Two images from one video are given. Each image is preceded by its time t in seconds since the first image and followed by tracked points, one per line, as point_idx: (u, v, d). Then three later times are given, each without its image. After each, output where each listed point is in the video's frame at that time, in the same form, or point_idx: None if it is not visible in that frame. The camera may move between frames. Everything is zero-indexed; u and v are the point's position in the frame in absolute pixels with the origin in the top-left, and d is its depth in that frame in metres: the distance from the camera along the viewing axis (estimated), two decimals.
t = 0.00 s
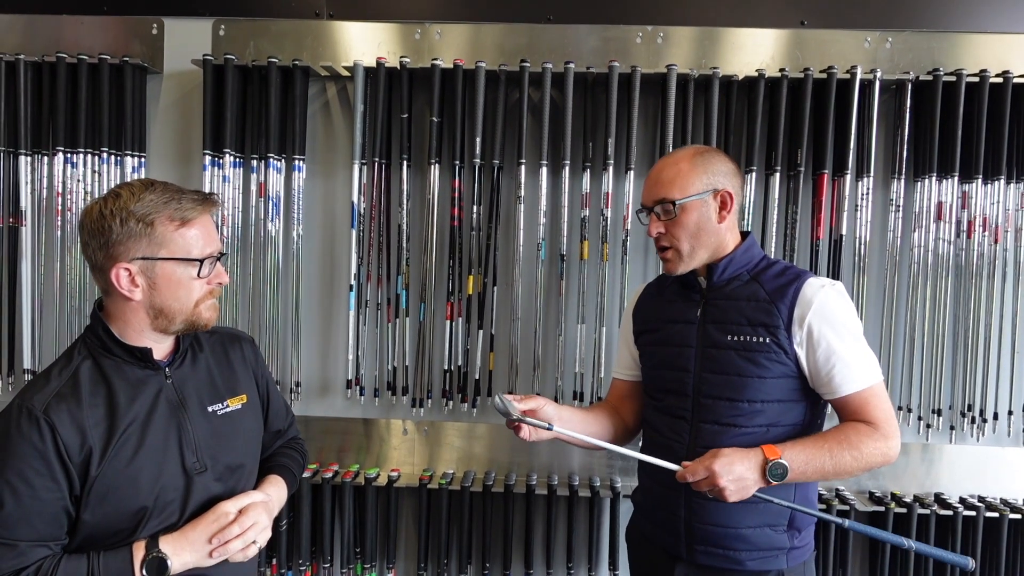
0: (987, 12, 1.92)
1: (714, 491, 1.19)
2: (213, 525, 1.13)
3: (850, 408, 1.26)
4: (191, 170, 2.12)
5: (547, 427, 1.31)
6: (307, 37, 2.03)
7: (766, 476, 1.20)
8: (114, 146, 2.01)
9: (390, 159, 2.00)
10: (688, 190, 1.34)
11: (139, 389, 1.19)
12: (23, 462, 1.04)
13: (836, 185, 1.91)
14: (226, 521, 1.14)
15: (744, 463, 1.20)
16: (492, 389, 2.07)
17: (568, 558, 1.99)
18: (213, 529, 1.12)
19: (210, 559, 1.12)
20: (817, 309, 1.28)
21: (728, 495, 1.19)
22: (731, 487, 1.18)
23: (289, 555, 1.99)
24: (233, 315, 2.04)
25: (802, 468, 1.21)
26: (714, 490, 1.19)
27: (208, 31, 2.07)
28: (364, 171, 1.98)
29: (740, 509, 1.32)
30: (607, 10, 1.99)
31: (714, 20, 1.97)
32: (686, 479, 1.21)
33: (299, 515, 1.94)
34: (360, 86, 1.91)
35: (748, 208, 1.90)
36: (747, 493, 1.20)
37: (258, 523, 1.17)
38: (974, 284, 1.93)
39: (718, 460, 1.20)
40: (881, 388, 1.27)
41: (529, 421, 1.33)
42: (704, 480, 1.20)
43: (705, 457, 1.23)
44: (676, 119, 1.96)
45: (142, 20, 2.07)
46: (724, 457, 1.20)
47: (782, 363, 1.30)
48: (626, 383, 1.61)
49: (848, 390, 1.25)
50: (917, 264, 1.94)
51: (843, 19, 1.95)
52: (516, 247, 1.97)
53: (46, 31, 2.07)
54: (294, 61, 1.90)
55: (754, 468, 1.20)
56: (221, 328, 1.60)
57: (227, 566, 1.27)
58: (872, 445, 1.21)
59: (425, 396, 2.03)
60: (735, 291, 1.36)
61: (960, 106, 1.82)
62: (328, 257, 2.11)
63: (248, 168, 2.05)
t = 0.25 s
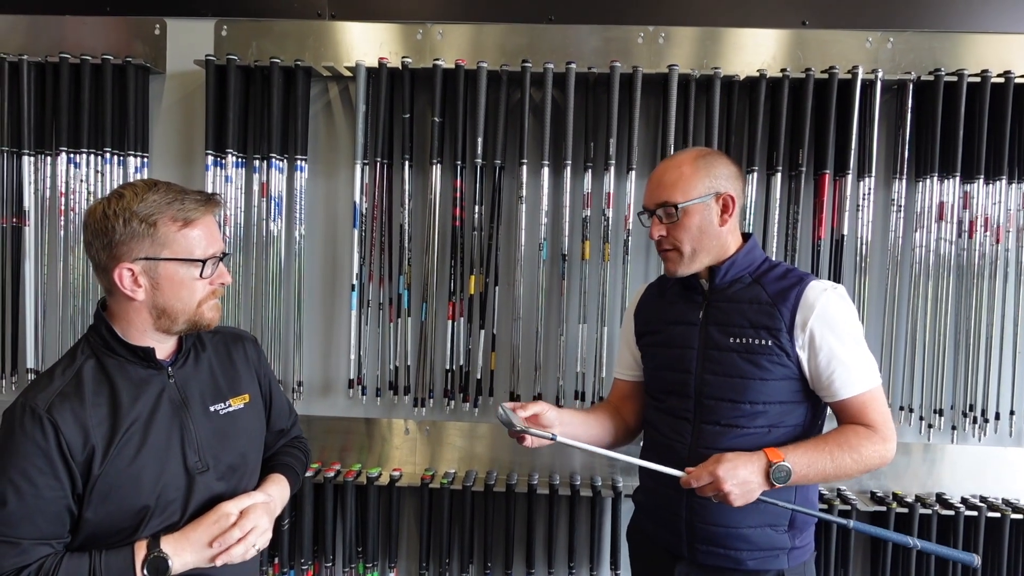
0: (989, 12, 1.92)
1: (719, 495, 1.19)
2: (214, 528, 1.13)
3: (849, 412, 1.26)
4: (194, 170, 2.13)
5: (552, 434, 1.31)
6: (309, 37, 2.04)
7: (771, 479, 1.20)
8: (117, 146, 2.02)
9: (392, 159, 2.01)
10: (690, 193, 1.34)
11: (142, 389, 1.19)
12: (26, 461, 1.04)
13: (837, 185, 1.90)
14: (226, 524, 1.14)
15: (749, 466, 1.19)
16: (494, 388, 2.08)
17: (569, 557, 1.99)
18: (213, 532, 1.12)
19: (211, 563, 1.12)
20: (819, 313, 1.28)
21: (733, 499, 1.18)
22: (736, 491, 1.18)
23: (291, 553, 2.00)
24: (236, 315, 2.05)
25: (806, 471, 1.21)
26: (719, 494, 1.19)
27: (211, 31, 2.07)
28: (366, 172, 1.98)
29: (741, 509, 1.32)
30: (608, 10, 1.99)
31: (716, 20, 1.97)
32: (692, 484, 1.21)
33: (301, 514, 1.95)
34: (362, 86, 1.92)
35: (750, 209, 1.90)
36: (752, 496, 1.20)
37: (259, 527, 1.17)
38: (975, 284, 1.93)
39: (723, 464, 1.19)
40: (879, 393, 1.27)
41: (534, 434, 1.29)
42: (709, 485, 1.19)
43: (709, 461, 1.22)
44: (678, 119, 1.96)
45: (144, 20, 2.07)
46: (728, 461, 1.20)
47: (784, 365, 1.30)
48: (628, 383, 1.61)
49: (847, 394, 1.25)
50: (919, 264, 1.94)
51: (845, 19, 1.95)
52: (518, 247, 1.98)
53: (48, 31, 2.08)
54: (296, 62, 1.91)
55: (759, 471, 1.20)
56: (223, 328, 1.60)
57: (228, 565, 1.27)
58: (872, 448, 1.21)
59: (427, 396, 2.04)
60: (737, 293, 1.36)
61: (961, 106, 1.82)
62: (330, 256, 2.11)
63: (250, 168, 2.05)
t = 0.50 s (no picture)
0: (992, 11, 1.91)
1: (726, 496, 1.19)
2: (217, 525, 1.13)
3: (856, 410, 1.26)
4: (197, 170, 2.13)
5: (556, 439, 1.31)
6: (312, 37, 2.04)
7: (778, 479, 1.19)
8: (120, 146, 2.02)
9: (394, 159, 2.01)
10: (694, 192, 1.34)
11: (146, 389, 1.19)
12: (32, 460, 1.04)
13: (840, 184, 1.90)
14: (230, 521, 1.14)
15: (754, 467, 1.20)
16: (496, 388, 2.08)
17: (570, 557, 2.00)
18: (216, 529, 1.13)
19: (215, 558, 1.12)
20: (824, 311, 1.28)
21: (741, 500, 1.18)
22: (743, 491, 1.18)
23: (294, 553, 2.00)
24: (238, 315, 2.05)
25: (813, 470, 1.21)
26: (727, 494, 1.18)
27: (214, 32, 2.08)
28: (369, 172, 2.00)
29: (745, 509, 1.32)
30: (610, 10, 1.99)
31: (718, 20, 1.97)
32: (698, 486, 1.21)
33: (303, 514, 1.95)
34: (365, 86, 1.92)
35: (752, 208, 1.90)
36: (760, 497, 1.19)
37: (262, 524, 1.17)
38: (978, 284, 1.93)
39: (729, 464, 1.20)
40: (887, 390, 1.27)
41: (537, 438, 1.30)
42: (716, 486, 1.19)
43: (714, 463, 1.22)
44: (680, 119, 1.97)
45: (147, 21, 2.08)
46: (734, 461, 1.20)
47: (788, 364, 1.30)
48: (632, 383, 1.61)
49: (854, 392, 1.25)
50: (921, 264, 1.93)
51: (847, 18, 1.95)
52: (520, 246, 1.98)
53: (52, 32, 2.09)
54: (299, 62, 1.91)
55: (765, 471, 1.20)
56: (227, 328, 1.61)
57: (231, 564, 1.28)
58: (880, 446, 1.21)
59: (429, 396, 2.04)
60: (741, 292, 1.36)
61: (964, 106, 1.82)
62: (333, 257, 2.12)
63: (253, 168, 2.06)
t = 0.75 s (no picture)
0: (995, 10, 1.91)
1: (732, 496, 1.19)
2: (222, 522, 1.13)
3: (862, 409, 1.26)
4: (199, 170, 2.13)
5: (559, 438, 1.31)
6: (314, 37, 2.04)
7: (783, 479, 1.19)
8: (122, 146, 2.02)
9: (396, 158, 2.01)
10: (699, 190, 1.34)
11: (150, 389, 1.19)
12: (36, 460, 1.04)
13: (842, 183, 1.90)
14: (234, 518, 1.14)
15: (760, 467, 1.19)
16: (498, 388, 2.08)
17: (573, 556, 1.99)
18: (221, 526, 1.13)
19: (220, 555, 1.13)
20: (828, 309, 1.28)
21: (747, 500, 1.18)
22: (749, 491, 1.18)
23: (296, 553, 2.00)
24: (240, 315, 2.05)
25: (818, 470, 1.21)
26: (732, 495, 1.18)
27: (216, 32, 2.08)
28: (370, 171, 2.01)
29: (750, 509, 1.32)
30: (612, 9, 1.99)
31: (720, 19, 1.97)
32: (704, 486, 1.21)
33: (305, 514, 1.95)
34: (367, 86, 1.92)
35: (754, 207, 1.90)
36: (766, 497, 1.19)
37: (267, 521, 1.17)
38: (981, 283, 1.92)
39: (734, 464, 1.19)
40: (891, 388, 1.27)
41: (540, 438, 1.30)
42: (722, 486, 1.19)
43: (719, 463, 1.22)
44: (682, 118, 1.96)
45: (149, 21, 2.08)
46: (739, 461, 1.20)
47: (793, 363, 1.30)
48: (635, 383, 1.61)
49: (859, 390, 1.25)
50: (924, 263, 1.93)
51: (850, 17, 1.94)
52: (521, 246, 1.98)
53: (54, 32, 2.09)
54: (301, 62, 1.92)
55: (771, 471, 1.20)
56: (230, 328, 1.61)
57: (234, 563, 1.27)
58: (886, 446, 1.21)
59: (431, 395, 2.04)
60: (745, 291, 1.36)
61: (966, 104, 1.81)
62: (334, 256, 2.12)
63: (254, 168, 2.06)
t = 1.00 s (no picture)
0: (996, 7, 1.90)
1: (734, 494, 1.19)
2: (226, 524, 1.13)
3: (866, 407, 1.25)
4: (199, 170, 2.13)
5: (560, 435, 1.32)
6: (314, 36, 2.04)
7: (785, 478, 1.19)
8: (122, 145, 2.02)
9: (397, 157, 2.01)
10: (702, 187, 1.33)
11: (152, 388, 1.19)
12: (39, 459, 1.04)
13: (844, 181, 1.89)
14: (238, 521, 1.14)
15: (761, 465, 1.19)
16: (500, 387, 2.08)
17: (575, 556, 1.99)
18: (225, 528, 1.13)
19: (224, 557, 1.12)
20: (832, 307, 1.27)
21: (749, 498, 1.17)
22: (751, 489, 1.17)
23: (297, 553, 2.00)
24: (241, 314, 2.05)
25: (820, 469, 1.20)
26: (734, 492, 1.18)
27: (216, 31, 2.07)
28: (371, 170, 2.00)
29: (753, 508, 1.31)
30: (613, 7, 1.99)
31: (722, 17, 1.96)
32: (705, 484, 1.21)
33: (307, 514, 1.95)
34: (367, 84, 1.92)
35: (756, 206, 1.89)
36: (768, 495, 1.19)
37: (270, 524, 1.17)
38: (983, 281, 1.92)
39: (736, 462, 1.19)
40: (895, 387, 1.26)
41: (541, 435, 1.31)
42: (723, 484, 1.19)
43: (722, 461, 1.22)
44: (683, 116, 1.96)
45: (149, 20, 2.07)
46: (741, 459, 1.20)
47: (796, 362, 1.30)
48: (637, 382, 1.61)
49: (863, 389, 1.24)
50: (926, 261, 1.93)
51: (851, 15, 1.94)
52: (523, 245, 1.98)
53: (54, 32, 2.08)
54: (301, 61, 1.91)
55: (773, 470, 1.19)
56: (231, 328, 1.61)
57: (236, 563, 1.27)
58: (889, 445, 1.20)
59: (432, 395, 2.04)
60: (748, 289, 1.36)
61: (968, 102, 1.81)
62: (335, 255, 2.11)
63: (255, 167, 2.05)
